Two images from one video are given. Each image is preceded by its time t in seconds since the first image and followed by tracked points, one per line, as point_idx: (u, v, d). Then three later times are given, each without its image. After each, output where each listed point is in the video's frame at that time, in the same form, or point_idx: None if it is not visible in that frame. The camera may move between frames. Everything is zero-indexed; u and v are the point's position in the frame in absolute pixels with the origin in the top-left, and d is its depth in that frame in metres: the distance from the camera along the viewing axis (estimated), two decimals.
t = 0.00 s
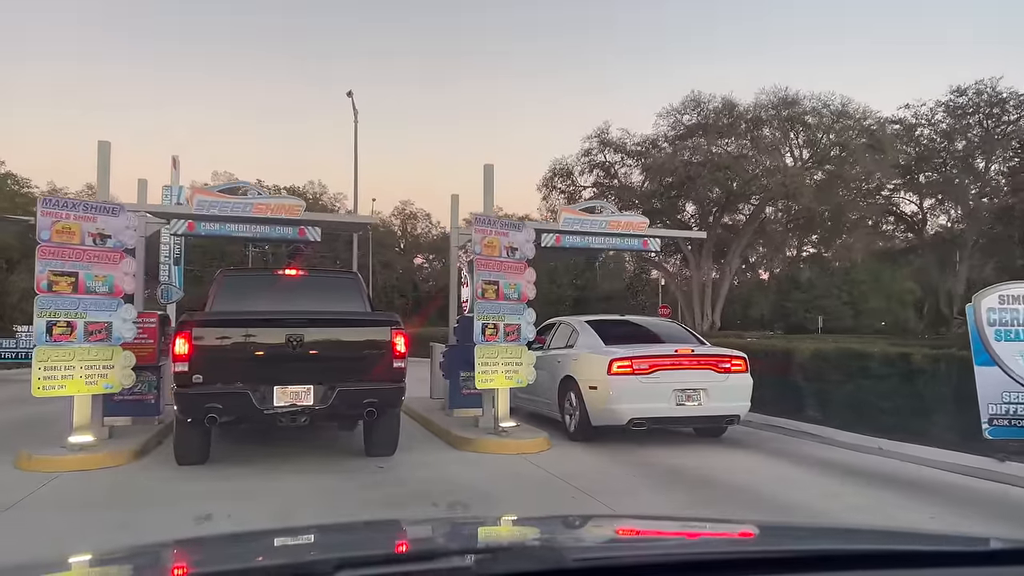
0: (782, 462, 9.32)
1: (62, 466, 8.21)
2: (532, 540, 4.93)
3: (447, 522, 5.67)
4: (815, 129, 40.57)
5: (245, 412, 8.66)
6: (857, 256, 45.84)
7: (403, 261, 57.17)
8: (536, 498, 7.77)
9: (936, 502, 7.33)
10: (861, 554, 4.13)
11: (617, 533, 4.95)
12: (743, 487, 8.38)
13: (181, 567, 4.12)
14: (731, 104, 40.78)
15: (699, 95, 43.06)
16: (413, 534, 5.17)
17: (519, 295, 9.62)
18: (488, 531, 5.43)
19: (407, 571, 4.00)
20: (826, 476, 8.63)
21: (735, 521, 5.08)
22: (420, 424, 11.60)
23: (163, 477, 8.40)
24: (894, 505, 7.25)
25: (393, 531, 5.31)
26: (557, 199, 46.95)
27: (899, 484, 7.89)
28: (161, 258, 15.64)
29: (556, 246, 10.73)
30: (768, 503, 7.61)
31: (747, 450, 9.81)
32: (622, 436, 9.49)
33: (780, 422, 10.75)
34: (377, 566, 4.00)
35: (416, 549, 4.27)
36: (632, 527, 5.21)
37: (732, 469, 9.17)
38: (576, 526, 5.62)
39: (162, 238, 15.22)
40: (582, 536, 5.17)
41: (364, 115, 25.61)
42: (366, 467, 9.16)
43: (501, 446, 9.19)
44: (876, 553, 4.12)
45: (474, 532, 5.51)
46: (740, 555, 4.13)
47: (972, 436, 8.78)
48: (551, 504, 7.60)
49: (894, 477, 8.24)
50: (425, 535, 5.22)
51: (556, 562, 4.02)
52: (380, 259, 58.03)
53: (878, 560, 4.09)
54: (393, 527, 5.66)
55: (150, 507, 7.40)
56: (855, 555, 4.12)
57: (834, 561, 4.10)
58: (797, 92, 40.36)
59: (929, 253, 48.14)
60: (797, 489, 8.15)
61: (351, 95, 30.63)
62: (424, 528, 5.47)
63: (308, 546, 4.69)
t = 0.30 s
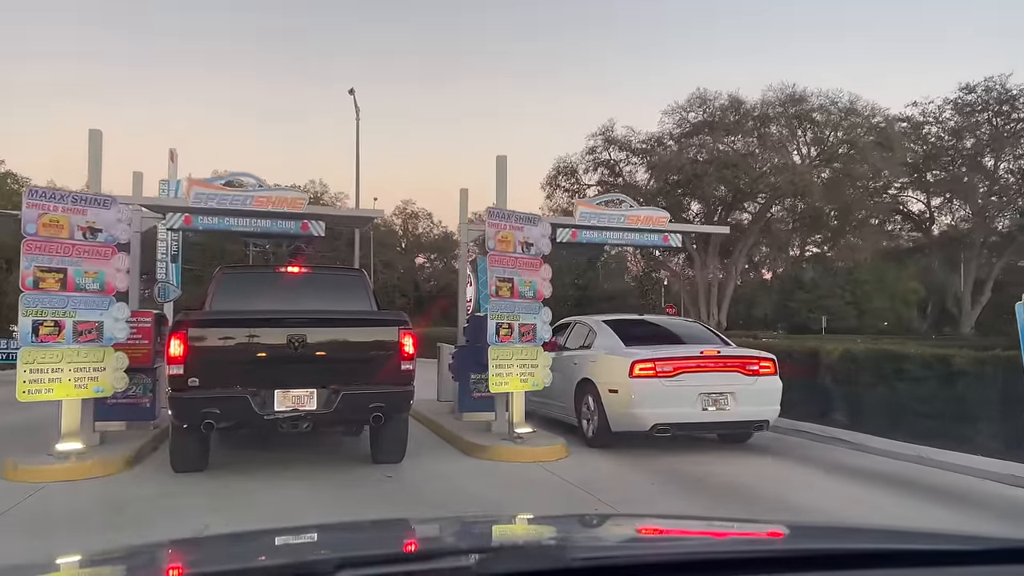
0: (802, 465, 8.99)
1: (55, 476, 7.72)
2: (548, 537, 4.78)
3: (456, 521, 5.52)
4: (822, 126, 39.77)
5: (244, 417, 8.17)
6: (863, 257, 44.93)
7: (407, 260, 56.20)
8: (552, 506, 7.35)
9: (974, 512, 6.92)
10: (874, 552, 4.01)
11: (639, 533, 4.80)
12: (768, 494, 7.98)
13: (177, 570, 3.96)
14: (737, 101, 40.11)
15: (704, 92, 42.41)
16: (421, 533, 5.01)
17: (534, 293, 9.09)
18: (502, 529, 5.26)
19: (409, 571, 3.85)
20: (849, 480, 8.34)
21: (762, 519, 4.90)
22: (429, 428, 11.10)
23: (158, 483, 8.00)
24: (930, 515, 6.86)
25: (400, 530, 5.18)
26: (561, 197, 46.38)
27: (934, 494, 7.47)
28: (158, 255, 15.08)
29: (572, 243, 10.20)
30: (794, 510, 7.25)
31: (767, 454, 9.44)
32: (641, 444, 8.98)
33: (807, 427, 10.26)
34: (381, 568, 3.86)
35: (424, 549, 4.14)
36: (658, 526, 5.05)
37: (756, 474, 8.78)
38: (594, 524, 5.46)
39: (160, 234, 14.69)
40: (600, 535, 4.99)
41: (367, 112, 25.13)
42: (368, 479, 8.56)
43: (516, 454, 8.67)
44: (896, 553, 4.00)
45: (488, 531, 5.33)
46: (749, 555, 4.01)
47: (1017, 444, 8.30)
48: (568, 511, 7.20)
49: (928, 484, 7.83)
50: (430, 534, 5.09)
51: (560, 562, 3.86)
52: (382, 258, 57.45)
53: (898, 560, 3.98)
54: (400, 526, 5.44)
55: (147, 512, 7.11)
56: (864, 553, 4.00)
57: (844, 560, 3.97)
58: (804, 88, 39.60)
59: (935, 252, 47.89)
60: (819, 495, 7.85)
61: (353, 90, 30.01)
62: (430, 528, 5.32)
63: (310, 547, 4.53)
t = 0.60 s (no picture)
0: (825, 469, 8.62)
1: (44, 485, 7.19)
2: (566, 539, 4.45)
3: (465, 522, 5.16)
4: (830, 124, 39.03)
5: (243, 422, 7.69)
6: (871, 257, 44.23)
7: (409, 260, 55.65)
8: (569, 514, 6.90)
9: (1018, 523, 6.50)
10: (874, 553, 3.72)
11: (662, 535, 4.49)
12: (795, 501, 7.56)
13: (170, 569, 3.71)
14: (743, 99, 39.54)
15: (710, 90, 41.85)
16: (430, 532, 4.72)
17: (550, 291, 8.60)
18: (518, 528, 4.94)
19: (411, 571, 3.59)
20: (875, 486, 8.01)
21: (791, 523, 4.64)
22: (438, 433, 10.61)
23: (153, 490, 7.54)
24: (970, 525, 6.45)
25: (407, 525, 4.83)
26: (565, 196, 45.83)
27: (973, 504, 7.05)
28: (155, 251, 14.59)
29: (589, 237, 9.71)
30: (822, 516, 6.85)
31: (791, 458, 9.01)
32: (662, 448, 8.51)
33: (836, 432, 9.77)
34: (382, 568, 3.59)
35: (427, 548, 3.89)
36: (682, 528, 4.74)
37: (781, 479, 8.37)
38: (613, 526, 5.13)
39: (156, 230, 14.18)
40: (620, 537, 4.68)
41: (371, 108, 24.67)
42: (373, 487, 8.07)
43: (531, 462, 8.16)
44: (900, 554, 3.70)
45: (501, 531, 4.98)
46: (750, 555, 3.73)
47: None
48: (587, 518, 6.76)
49: (966, 494, 7.40)
50: (438, 531, 4.77)
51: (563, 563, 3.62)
52: (383, 258, 56.92)
53: (906, 561, 3.67)
54: (407, 526, 5.10)
55: (142, 518, 6.74)
56: (863, 553, 3.71)
57: (844, 561, 3.68)
58: (811, 85, 38.93)
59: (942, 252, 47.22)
60: (845, 501, 7.49)
61: (355, 88, 29.41)
62: (438, 526, 4.97)
63: (312, 546, 4.24)
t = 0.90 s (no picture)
0: (846, 472, 8.31)
1: (27, 497, 6.70)
2: (582, 540, 4.21)
3: (473, 521, 4.97)
4: (837, 121, 38.22)
5: (241, 427, 7.22)
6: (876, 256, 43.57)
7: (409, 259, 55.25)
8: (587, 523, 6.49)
9: None
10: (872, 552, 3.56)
11: (686, 535, 4.34)
12: (819, 508, 7.23)
13: (167, 570, 3.54)
14: (749, 96, 39.00)
15: (715, 87, 41.29)
16: (439, 533, 4.49)
17: (567, 289, 8.15)
18: (533, 528, 4.72)
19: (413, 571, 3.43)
20: (900, 491, 7.68)
21: (823, 526, 4.36)
22: (447, 436, 10.18)
23: (145, 500, 7.12)
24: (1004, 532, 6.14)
25: (413, 525, 4.66)
26: (568, 195, 45.33)
27: (1004, 514, 6.74)
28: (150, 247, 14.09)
29: (605, 234, 9.19)
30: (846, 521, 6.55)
31: (813, 463, 8.65)
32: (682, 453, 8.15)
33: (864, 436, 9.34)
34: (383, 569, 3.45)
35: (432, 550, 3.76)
36: (705, 529, 4.52)
37: (803, 484, 7.99)
38: (632, 524, 4.90)
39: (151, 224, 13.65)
40: (637, 537, 4.49)
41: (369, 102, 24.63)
42: (380, 495, 7.65)
43: (547, 470, 7.68)
44: (901, 555, 3.54)
45: (514, 531, 4.77)
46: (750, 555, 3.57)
47: None
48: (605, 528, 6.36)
49: (997, 504, 7.07)
50: (445, 531, 4.62)
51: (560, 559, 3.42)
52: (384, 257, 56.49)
53: (906, 561, 3.52)
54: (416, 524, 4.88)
55: (134, 527, 6.35)
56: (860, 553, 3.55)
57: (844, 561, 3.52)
58: (817, 81, 38.28)
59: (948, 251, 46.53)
60: (869, 508, 7.17)
61: (355, 85, 28.94)
62: (445, 525, 4.78)
63: (312, 546, 4.07)
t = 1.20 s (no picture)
0: (871, 477, 7.96)
1: (11, 511, 6.24)
2: (601, 537, 4.14)
3: (483, 518, 4.75)
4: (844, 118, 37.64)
5: (239, 432, 6.78)
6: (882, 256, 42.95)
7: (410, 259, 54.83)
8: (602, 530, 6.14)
9: None
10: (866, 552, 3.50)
11: (713, 535, 4.12)
12: (842, 514, 6.92)
13: (163, 570, 3.45)
14: (754, 93, 38.49)
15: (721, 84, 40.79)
16: (445, 530, 4.30)
17: (584, 287, 7.70)
18: (549, 527, 4.48)
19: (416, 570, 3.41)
20: (928, 496, 7.36)
21: (859, 529, 4.09)
22: (455, 441, 9.77)
23: (138, 509, 6.73)
24: None
25: (419, 523, 4.45)
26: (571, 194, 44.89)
27: None
28: (147, 245, 13.76)
29: (623, 228, 8.72)
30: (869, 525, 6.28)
31: (837, 467, 8.32)
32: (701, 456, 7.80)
33: (895, 443, 8.95)
34: (378, 567, 3.43)
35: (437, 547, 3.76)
36: (733, 528, 4.27)
37: (827, 492, 7.63)
38: (652, 524, 4.63)
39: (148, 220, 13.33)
40: (658, 536, 4.25)
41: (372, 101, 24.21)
42: (385, 503, 7.26)
43: (566, 479, 7.24)
44: (897, 553, 3.49)
45: (527, 529, 4.54)
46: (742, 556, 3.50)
47: None
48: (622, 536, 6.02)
49: None
50: (453, 527, 4.42)
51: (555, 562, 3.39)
52: (385, 257, 56.07)
53: (902, 560, 3.47)
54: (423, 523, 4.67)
55: (123, 538, 5.96)
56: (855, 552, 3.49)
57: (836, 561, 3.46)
58: (824, 78, 37.75)
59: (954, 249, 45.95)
60: (892, 513, 6.89)
61: (356, 82, 28.50)
62: (452, 522, 4.59)
63: (311, 544, 3.97)
